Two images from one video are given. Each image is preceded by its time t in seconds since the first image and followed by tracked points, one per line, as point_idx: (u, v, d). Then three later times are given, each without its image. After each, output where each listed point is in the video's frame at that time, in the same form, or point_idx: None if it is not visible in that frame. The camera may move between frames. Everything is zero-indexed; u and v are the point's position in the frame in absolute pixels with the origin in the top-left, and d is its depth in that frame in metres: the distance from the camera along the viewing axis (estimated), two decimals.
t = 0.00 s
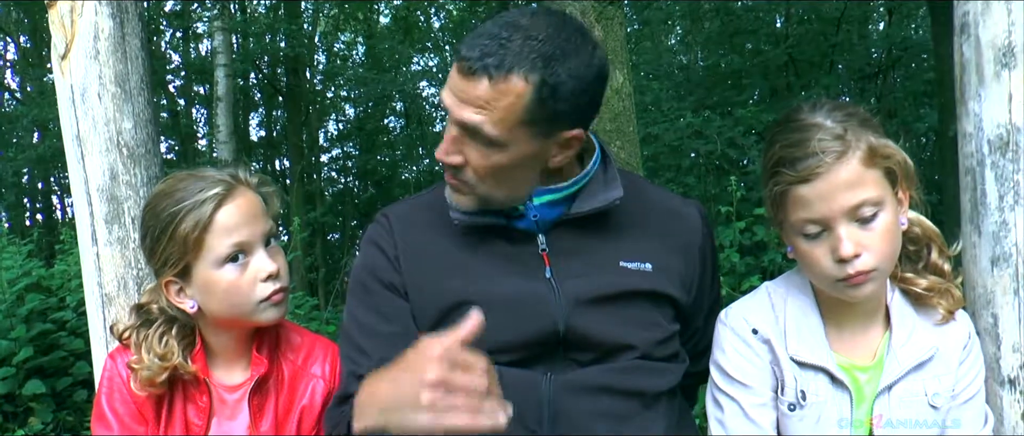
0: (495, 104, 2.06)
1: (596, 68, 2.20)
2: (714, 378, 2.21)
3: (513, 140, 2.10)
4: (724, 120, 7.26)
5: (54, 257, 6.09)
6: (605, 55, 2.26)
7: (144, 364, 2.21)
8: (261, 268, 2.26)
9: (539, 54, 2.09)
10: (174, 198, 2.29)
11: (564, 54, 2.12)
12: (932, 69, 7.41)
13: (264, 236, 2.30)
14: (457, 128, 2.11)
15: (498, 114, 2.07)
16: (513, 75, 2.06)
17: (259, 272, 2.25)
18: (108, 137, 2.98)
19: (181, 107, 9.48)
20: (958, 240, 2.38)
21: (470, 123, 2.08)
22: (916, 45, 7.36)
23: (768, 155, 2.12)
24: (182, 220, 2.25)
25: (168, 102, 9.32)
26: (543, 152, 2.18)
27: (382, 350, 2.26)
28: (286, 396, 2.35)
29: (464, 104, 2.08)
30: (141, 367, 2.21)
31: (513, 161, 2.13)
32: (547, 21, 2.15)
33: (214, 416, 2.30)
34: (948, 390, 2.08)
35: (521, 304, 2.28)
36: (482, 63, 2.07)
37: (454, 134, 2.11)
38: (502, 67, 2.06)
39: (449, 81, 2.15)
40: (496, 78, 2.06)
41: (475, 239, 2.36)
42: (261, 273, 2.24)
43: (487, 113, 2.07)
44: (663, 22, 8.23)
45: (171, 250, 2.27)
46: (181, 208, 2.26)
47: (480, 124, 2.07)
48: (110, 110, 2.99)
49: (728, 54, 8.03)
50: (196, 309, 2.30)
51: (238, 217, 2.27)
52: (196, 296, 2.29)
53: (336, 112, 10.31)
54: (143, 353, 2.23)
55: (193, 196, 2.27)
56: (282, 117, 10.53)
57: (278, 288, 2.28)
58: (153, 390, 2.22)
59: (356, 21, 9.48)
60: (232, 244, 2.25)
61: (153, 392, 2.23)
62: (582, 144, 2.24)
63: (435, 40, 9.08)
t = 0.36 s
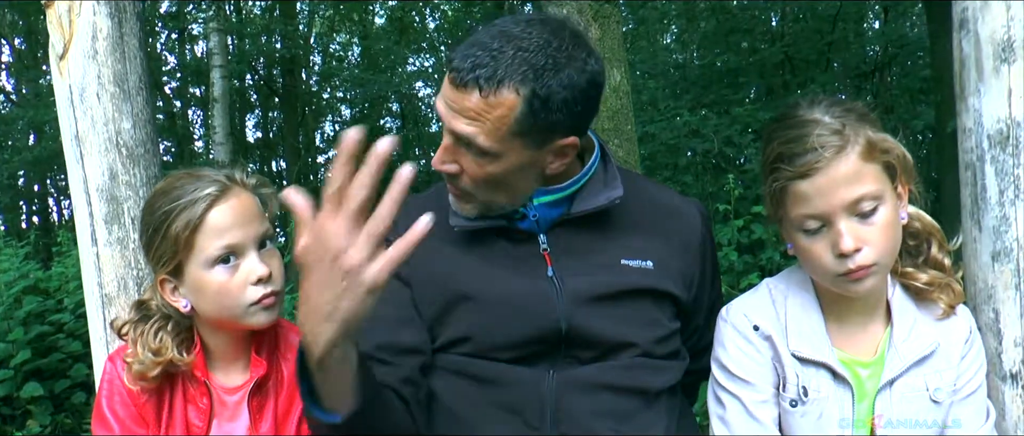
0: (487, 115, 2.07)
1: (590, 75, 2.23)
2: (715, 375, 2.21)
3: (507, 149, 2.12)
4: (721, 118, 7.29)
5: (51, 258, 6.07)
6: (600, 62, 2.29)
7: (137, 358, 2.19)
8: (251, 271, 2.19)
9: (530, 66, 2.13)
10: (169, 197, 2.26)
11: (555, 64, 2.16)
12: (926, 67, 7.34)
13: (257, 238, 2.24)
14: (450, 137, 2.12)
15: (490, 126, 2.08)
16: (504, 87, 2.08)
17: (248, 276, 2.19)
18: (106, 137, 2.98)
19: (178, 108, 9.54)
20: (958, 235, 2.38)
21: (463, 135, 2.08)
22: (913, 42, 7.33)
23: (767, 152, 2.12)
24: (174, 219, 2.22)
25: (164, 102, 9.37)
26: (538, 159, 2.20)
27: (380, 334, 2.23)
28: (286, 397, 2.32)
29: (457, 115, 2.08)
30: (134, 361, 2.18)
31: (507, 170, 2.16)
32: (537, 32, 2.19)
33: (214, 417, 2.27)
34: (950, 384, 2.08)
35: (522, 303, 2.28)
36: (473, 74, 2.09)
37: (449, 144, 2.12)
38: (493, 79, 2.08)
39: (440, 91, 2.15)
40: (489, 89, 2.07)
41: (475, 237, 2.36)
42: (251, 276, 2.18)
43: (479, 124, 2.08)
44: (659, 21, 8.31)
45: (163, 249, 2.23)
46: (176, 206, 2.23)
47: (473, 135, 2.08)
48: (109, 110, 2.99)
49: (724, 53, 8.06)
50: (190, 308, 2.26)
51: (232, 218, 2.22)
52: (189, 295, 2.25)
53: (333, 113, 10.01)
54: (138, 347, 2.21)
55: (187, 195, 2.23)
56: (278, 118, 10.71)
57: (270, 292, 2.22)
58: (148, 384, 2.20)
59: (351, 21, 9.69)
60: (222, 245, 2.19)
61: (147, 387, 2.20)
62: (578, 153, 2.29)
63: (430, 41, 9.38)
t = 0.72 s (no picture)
0: (482, 109, 2.08)
1: (589, 73, 2.20)
2: (720, 375, 2.20)
3: (501, 145, 2.13)
4: (723, 120, 7.30)
5: (54, 261, 6.07)
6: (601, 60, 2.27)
7: (137, 358, 2.19)
8: (251, 272, 2.17)
9: (529, 62, 2.11)
10: (166, 198, 2.22)
11: (554, 61, 2.14)
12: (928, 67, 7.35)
13: (256, 239, 2.21)
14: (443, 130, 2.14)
15: (485, 120, 2.09)
16: (499, 82, 2.08)
17: (248, 277, 2.16)
18: (108, 138, 2.97)
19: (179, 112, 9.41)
20: (963, 232, 2.37)
21: (458, 128, 2.10)
22: (915, 43, 7.34)
23: (769, 149, 2.10)
24: (172, 220, 2.19)
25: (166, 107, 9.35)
26: (534, 156, 2.20)
27: (385, 346, 2.24)
28: (287, 398, 2.29)
29: (453, 108, 2.10)
30: (134, 361, 2.19)
31: (502, 165, 2.17)
32: (541, 28, 2.17)
33: (215, 419, 2.25)
34: (956, 383, 2.07)
35: (523, 304, 2.27)
36: (470, 68, 2.09)
37: (444, 137, 2.14)
38: (489, 73, 2.08)
39: (439, 83, 2.17)
40: (484, 84, 2.08)
41: (475, 239, 2.35)
42: (251, 277, 2.16)
43: (475, 118, 2.09)
44: (659, 23, 8.35)
45: (161, 251, 2.21)
46: (175, 206, 2.20)
47: (468, 129, 2.10)
48: (110, 111, 2.97)
49: (725, 55, 7.94)
50: (188, 310, 2.24)
51: (231, 219, 2.19)
52: (188, 296, 2.22)
53: (335, 117, 10.16)
54: (137, 348, 2.21)
55: (185, 196, 2.20)
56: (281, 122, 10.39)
57: (268, 294, 2.19)
58: (147, 384, 2.20)
59: (353, 25, 9.44)
60: (221, 247, 2.17)
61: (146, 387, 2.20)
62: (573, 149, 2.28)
63: (433, 45, 9.28)
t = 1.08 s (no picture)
0: (492, 140, 2.05)
1: (586, 92, 2.19)
2: (728, 412, 2.16)
3: (513, 175, 2.09)
4: (723, 164, 7.33)
5: (50, 304, 6.01)
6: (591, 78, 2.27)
7: (135, 394, 2.15)
8: (252, 308, 2.13)
9: (529, 85, 2.09)
10: (168, 233, 2.19)
11: (552, 83, 2.13)
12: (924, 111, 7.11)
13: (258, 275, 2.17)
14: (450, 168, 2.09)
15: (495, 152, 2.05)
16: (505, 110, 2.05)
17: (249, 313, 2.12)
18: (109, 173, 2.95)
19: (181, 156, 9.45)
20: (971, 267, 2.33)
21: (468, 164, 2.06)
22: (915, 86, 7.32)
23: (777, 183, 2.09)
24: (174, 255, 2.15)
25: (167, 150, 9.30)
26: (543, 183, 2.17)
27: (392, 362, 2.24)
28: None
29: (460, 144, 2.05)
30: (132, 396, 2.15)
31: (514, 196, 2.12)
32: (532, 52, 2.16)
33: None
34: (970, 421, 2.04)
35: (526, 339, 2.23)
36: (474, 101, 2.05)
37: (453, 177, 2.09)
38: (493, 103, 2.05)
39: (438, 122, 2.12)
40: (491, 114, 2.04)
41: (478, 273, 2.32)
42: (252, 314, 2.12)
43: (484, 150, 2.05)
44: (659, 67, 8.53)
45: (162, 286, 2.17)
46: (177, 240, 2.16)
47: (479, 163, 2.05)
48: (112, 146, 2.97)
49: (725, 99, 8.00)
50: (188, 346, 2.19)
51: (234, 254, 2.15)
52: (188, 332, 2.18)
53: (335, 161, 10.08)
54: (135, 383, 2.17)
55: (186, 231, 2.17)
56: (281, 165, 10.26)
57: (270, 331, 2.15)
58: (145, 421, 2.16)
59: (356, 69, 9.45)
60: (223, 283, 2.13)
61: (144, 423, 2.16)
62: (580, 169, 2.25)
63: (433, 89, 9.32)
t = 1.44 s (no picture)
0: (560, 115, 2.12)
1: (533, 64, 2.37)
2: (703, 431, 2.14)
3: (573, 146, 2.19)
4: (686, 198, 6.98)
5: None
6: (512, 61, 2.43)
7: (92, 414, 2.08)
8: (217, 327, 2.05)
9: (524, 68, 2.18)
10: (133, 249, 2.12)
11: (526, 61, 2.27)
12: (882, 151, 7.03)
13: (225, 293, 2.09)
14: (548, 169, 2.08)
15: (564, 125, 2.13)
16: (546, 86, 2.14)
17: (214, 333, 2.04)
18: (71, 188, 2.86)
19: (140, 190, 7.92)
20: (941, 287, 2.35)
21: (561, 149, 2.09)
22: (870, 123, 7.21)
23: (752, 199, 2.09)
24: (137, 272, 2.09)
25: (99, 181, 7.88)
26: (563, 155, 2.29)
27: (360, 390, 2.20)
28: None
29: (546, 138, 2.07)
30: (89, 417, 2.08)
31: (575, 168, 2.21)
32: (482, 57, 2.21)
33: None
34: None
35: (498, 358, 2.20)
36: (529, 95, 2.09)
37: (553, 176, 2.09)
38: (537, 87, 2.12)
39: (495, 144, 2.07)
40: (548, 97, 2.12)
41: (448, 289, 2.29)
42: (218, 334, 2.04)
43: (561, 130, 2.11)
44: (622, 104, 7.78)
45: (124, 303, 2.10)
46: (141, 256, 2.10)
47: (566, 143, 2.11)
48: (74, 161, 2.87)
49: (688, 134, 7.56)
50: (150, 366, 2.11)
51: (200, 271, 2.08)
52: (150, 352, 2.11)
53: (296, 195, 8.10)
54: (93, 404, 2.10)
55: (151, 247, 2.10)
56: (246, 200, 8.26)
57: (235, 350, 2.07)
58: None
59: (318, 102, 7.75)
60: (188, 302, 2.05)
61: None
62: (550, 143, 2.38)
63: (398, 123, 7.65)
